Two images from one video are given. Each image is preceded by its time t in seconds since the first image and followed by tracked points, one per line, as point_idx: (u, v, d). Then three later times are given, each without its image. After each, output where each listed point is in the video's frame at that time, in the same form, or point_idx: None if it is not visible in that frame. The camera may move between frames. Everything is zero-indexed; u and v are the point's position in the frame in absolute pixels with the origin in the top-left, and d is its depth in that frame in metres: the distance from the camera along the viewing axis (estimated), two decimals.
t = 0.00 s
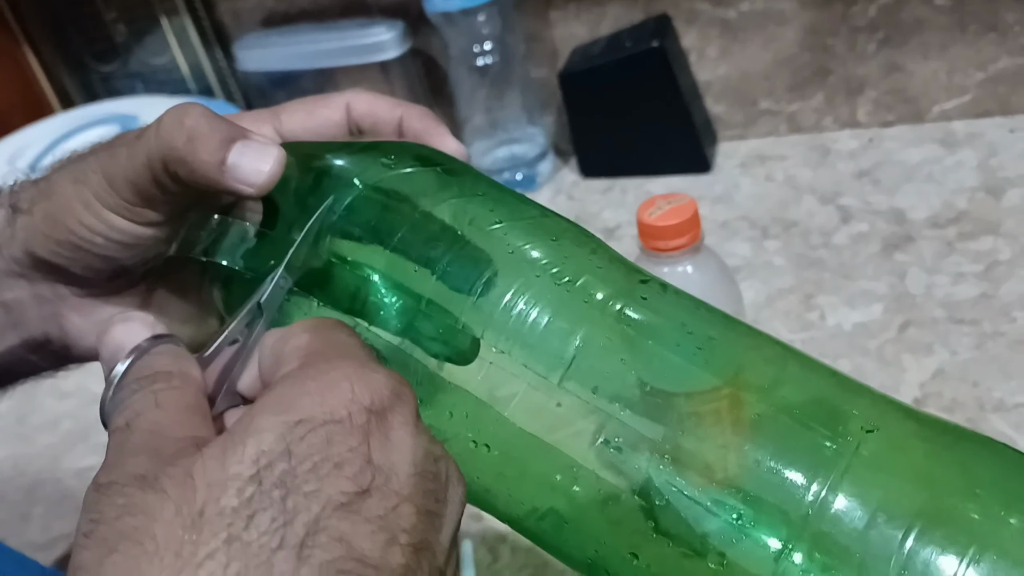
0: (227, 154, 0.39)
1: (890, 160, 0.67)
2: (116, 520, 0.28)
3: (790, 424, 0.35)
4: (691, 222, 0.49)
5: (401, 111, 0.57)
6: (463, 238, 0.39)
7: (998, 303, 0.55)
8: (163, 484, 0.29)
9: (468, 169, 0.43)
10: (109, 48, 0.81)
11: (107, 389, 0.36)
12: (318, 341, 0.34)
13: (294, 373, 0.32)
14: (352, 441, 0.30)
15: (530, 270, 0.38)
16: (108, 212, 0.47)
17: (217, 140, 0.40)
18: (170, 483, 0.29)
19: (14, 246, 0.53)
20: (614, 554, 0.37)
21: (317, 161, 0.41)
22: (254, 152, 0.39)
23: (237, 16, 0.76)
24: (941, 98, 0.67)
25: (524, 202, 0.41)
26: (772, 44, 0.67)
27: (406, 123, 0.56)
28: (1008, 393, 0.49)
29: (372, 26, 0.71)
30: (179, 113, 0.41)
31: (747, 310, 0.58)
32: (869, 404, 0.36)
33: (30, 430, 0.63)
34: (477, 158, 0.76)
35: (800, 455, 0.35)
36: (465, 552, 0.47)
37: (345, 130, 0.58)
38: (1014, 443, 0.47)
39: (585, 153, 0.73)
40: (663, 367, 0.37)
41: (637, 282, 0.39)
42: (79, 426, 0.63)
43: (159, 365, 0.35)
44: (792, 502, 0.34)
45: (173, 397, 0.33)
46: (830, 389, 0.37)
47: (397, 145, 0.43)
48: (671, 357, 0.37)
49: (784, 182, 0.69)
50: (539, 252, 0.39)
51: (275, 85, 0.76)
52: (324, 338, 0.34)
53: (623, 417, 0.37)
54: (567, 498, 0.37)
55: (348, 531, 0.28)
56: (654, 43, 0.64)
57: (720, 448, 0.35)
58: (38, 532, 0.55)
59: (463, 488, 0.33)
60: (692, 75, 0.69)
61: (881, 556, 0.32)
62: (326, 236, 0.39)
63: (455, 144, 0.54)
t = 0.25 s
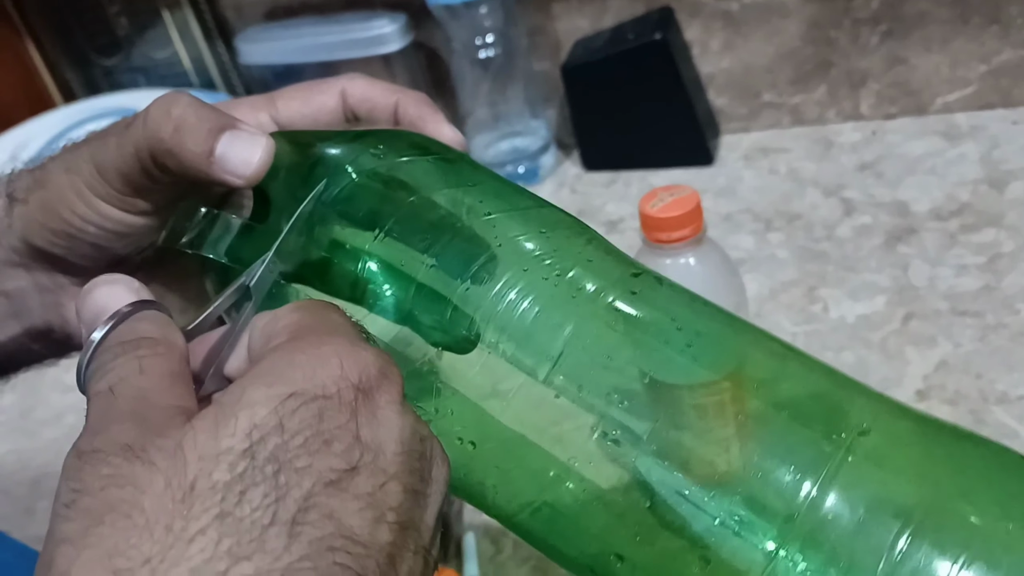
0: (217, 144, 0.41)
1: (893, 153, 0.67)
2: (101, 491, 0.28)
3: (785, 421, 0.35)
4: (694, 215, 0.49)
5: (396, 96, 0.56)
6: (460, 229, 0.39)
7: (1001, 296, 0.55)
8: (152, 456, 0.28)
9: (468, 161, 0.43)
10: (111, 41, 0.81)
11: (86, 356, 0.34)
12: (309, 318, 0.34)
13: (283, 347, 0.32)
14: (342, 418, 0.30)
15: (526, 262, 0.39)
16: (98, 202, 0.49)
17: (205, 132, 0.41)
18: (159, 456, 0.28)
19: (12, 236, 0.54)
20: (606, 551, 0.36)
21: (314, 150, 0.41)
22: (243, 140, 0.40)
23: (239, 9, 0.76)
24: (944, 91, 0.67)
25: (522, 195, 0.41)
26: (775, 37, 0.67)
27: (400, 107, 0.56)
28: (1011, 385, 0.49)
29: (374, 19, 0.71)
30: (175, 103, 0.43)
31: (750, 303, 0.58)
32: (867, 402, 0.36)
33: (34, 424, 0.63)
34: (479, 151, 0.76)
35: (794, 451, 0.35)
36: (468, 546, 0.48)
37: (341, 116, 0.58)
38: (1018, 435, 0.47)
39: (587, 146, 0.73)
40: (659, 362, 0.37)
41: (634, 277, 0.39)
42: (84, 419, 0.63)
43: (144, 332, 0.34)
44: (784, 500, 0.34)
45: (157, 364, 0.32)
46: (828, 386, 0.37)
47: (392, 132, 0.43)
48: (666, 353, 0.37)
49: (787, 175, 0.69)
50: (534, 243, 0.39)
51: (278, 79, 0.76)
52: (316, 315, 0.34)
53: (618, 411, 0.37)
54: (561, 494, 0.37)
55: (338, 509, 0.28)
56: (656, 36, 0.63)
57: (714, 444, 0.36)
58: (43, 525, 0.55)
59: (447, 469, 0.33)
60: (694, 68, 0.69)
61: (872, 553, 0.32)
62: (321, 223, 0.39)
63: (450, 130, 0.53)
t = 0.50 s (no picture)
0: (223, 140, 0.41)
1: (900, 150, 0.67)
2: (98, 490, 0.28)
3: (791, 424, 0.35)
4: (702, 212, 0.48)
5: (404, 94, 0.56)
6: (464, 226, 0.39)
7: (1008, 294, 0.54)
8: (148, 455, 0.28)
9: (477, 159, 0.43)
10: (116, 40, 0.81)
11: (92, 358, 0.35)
12: (311, 316, 0.34)
13: (285, 348, 0.32)
14: (342, 419, 0.30)
15: (530, 259, 0.38)
16: (106, 197, 0.49)
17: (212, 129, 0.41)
18: (155, 455, 0.28)
19: (20, 232, 0.55)
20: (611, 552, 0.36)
21: (318, 146, 0.41)
22: (249, 137, 0.40)
23: (244, 8, 0.76)
24: (951, 88, 0.67)
25: (529, 193, 0.41)
26: (781, 34, 0.67)
27: (409, 106, 0.56)
28: (1018, 383, 0.49)
29: (379, 17, 0.71)
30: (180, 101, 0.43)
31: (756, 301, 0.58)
32: (874, 405, 0.36)
33: (40, 422, 0.63)
34: (484, 149, 0.76)
35: (800, 454, 0.35)
36: (473, 541, 0.49)
37: (350, 114, 0.58)
38: None
39: (592, 143, 0.73)
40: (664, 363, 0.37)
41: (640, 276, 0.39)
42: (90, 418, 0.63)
43: (147, 332, 0.34)
44: (790, 503, 0.34)
45: (159, 364, 0.33)
46: (835, 387, 0.36)
47: (398, 131, 0.43)
48: (672, 354, 0.37)
49: (793, 172, 0.68)
50: (539, 241, 0.39)
51: (283, 78, 0.76)
52: (317, 313, 0.34)
53: (623, 411, 0.37)
54: (565, 495, 0.37)
55: (334, 512, 0.28)
56: (661, 33, 0.63)
57: (720, 446, 0.36)
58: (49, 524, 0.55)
59: (452, 468, 0.33)
60: (700, 65, 0.69)
61: (879, 558, 0.32)
62: (325, 218, 0.39)
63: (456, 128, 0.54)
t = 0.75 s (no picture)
0: (240, 135, 0.41)
1: (908, 150, 0.67)
2: (114, 508, 0.28)
3: (808, 430, 0.35)
4: (714, 212, 0.48)
5: (422, 102, 0.56)
6: (478, 231, 0.39)
7: (1019, 294, 0.54)
8: (164, 475, 0.28)
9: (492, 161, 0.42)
10: (121, 39, 0.81)
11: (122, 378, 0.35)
12: (329, 328, 0.34)
13: (306, 364, 0.31)
14: (360, 441, 0.29)
15: (545, 264, 0.38)
16: (122, 197, 0.49)
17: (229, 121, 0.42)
18: (170, 475, 0.28)
19: (36, 235, 0.55)
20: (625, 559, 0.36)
21: (332, 147, 0.41)
22: (264, 132, 0.41)
23: (249, 7, 0.75)
24: (959, 87, 0.67)
25: (543, 194, 0.40)
26: (788, 33, 0.66)
27: (427, 113, 0.56)
28: None
29: (385, 16, 0.71)
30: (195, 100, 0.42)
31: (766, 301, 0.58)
32: (893, 410, 0.35)
33: (46, 423, 0.63)
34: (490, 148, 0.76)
35: (816, 460, 0.34)
36: (483, 544, 0.48)
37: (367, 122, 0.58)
38: None
39: (598, 142, 0.72)
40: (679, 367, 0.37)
41: (655, 279, 0.39)
42: (97, 418, 0.63)
43: (169, 355, 0.34)
44: (807, 513, 0.34)
45: (179, 383, 0.32)
46: (852, 391, 0.36)
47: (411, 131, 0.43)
48: (687, 357, 0.37)
49: (800, 172, 0.68)
50: (555, 244, 0.38)
51: (288, 78, 0.76)
52: (336, 324, 0.34)
53: (638, 417, 0.36)
54: (576, 502, 0.37)
55: (348, 535, 0.27)
56: (669, 31, 0.63)
57: (735, 453, 0.35)
58: (56, 524, 0.55)
59: (470, 487, 0.33)
60: (706, 64, 0.69)
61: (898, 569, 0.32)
62: (342, 220, 0.39)
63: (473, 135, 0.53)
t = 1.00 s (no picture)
0: (235, 139, 0.40)
1: (912, 148, 0.67)
2: (130, 487, 0.27)
3: (817, 429, 0.35)
4: (720, 210, 0.48)
5: (419, 88, 0.56)
6: (483, 230, 0.39)
7: None
8: (186, 454, 0.27)
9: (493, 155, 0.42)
10: (122, 40, 0.81)
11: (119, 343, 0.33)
12: (347, 314, 0.33)
13: (327, 347, 0.31)
14: (383, 431, 0.29)
15: (553, 266, 0.38)
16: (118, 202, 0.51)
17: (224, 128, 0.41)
18: (193, 454, 0.27)
19: (36, 239, 0.56)
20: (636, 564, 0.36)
21: (333, 144, 0.40)
22: (258, 139, 0.40)
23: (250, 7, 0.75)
24: (963, 85, 0.66)
25: (549, 192, 0.41)
26: (791, 31, 0.66)
27: (423, 99, 0.55)
28: None
29: (386, 15, 0.70)
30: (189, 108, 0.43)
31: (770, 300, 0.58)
32: (901, 409, 0.35)
33: (49, 423, 0.63)
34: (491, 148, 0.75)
35: (826, 461, 0.34)
36: (486, 543, 0.48)
37: (364, 108, 0.57)
38: None
39: (601, 141, 0.72)
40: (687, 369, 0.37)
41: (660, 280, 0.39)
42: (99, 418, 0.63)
43: (175, 319, 0.33)
44: (819, 514, 0.34)
45: (190, 353, 0.31)
46: (858, 392, 0.36)
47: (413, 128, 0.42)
48: (695, 359, 0.37)
49: (804, 170, 0.68)
50: (559, 243, 0.39)
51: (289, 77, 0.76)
52: (357, 312, 0.33)
53: (647, 419, 0.36)
54: (583, 501, 0.36)
55: (372, 528, 0.28)
56: (672, 30, 0.63)
57: (745, 455, 0.35)
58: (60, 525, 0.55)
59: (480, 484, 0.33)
60: (709, 63, 0.68)
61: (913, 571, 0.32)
62: (348, 214, 0.39)
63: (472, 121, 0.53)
